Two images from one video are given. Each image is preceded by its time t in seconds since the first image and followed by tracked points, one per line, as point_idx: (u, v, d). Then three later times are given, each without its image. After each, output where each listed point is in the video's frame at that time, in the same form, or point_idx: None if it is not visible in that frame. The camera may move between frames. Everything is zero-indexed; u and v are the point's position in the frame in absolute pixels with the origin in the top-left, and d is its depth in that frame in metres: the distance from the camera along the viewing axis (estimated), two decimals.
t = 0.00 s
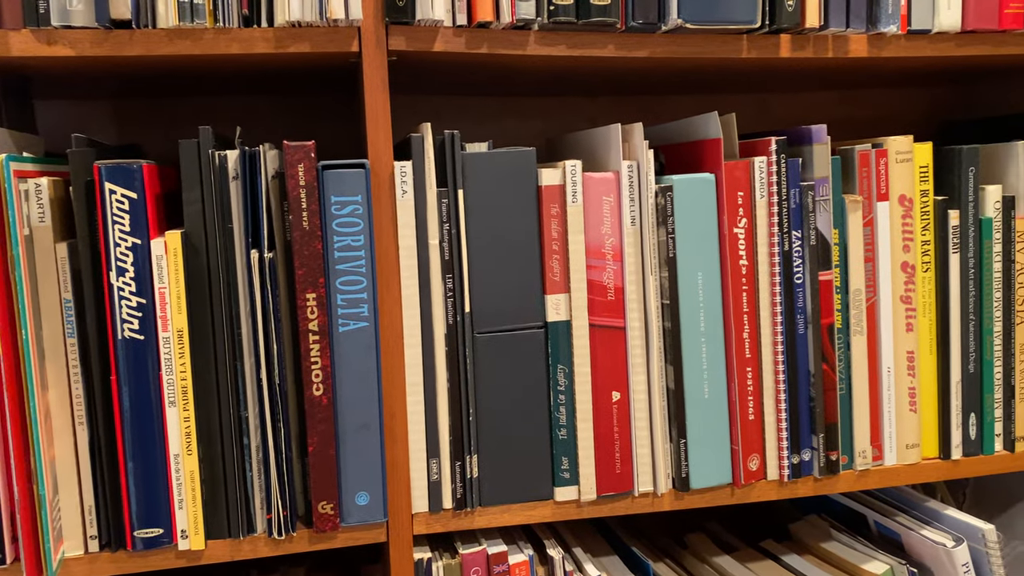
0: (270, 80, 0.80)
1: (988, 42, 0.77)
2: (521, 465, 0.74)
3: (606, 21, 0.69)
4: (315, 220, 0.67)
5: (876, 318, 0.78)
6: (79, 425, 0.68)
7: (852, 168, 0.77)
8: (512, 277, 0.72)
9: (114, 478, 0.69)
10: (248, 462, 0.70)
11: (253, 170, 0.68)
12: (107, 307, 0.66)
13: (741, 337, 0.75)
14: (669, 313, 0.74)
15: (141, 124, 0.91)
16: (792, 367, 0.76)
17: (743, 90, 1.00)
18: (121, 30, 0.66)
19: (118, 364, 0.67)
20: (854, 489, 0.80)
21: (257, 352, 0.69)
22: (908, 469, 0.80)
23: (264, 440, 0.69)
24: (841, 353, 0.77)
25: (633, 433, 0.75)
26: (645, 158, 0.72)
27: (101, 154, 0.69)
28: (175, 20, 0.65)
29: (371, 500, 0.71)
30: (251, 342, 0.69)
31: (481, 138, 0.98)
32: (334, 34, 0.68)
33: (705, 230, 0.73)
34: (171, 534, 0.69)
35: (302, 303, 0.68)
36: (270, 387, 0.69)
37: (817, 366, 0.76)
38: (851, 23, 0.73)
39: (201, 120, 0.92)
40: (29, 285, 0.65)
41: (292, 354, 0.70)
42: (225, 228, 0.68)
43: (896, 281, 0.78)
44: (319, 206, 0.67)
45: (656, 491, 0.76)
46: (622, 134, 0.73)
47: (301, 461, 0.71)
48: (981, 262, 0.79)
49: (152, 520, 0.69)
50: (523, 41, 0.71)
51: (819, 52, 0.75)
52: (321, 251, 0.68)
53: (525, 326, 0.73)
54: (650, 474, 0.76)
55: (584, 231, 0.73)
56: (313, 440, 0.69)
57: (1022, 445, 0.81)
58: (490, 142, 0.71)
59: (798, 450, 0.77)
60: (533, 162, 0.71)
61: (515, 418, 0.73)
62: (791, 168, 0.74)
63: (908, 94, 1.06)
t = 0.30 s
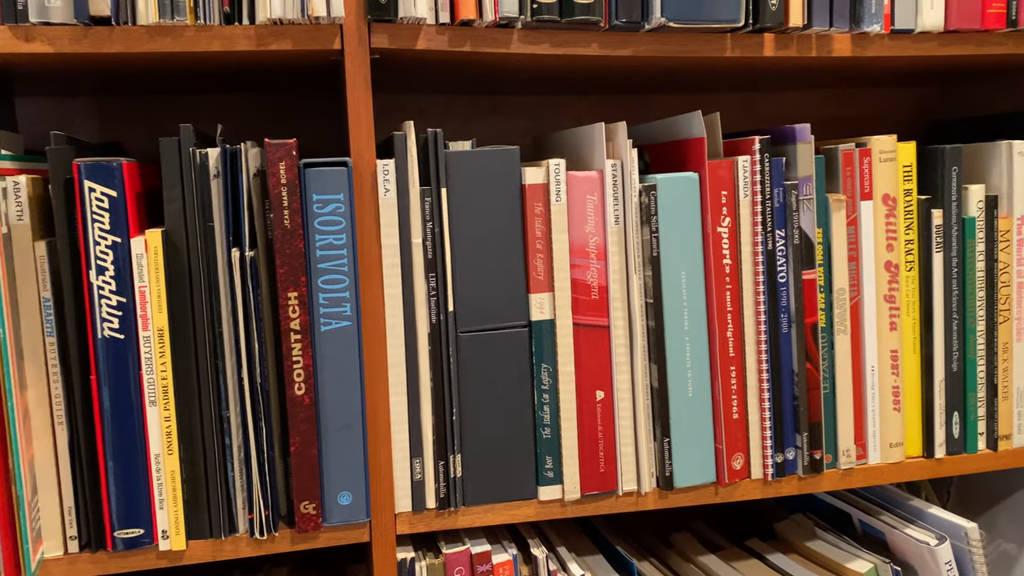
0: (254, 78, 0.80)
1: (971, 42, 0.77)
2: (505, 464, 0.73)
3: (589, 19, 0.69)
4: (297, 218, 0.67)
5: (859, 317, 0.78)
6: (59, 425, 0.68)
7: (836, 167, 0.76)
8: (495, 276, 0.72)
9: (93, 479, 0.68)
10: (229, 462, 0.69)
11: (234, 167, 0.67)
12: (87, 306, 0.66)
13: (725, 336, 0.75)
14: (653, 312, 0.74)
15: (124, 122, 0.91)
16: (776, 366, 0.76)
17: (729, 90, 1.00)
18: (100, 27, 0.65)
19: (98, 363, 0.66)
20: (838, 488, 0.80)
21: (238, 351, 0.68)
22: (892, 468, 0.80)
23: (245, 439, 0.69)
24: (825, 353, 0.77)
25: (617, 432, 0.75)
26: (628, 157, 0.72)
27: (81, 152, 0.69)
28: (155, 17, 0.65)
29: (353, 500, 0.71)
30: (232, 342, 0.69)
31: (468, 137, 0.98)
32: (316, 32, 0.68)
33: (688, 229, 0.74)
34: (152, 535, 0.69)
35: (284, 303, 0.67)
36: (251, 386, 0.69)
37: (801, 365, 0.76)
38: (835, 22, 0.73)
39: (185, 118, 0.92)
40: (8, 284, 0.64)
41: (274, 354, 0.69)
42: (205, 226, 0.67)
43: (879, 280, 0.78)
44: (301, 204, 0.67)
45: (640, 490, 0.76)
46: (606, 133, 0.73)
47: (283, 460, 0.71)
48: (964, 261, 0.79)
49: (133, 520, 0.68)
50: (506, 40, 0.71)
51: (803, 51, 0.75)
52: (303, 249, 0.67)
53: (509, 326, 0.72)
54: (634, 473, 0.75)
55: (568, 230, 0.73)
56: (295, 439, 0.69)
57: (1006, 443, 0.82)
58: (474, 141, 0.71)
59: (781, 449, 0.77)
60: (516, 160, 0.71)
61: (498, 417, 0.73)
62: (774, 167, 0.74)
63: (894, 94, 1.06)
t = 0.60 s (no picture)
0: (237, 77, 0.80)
1: (953, 44, 0.78)
2: (488, 466, 0.73)
3: (572, 20, 0.69)
4: (278, 218, 0.66)
5: (842, 318, 0.78)
6: (39, 427, 0.67)
7: (818, 168, 0.77)
8: (478, 277, 0.72)
9: (74, 481, 0.68)
10: (211, 463, 0.69)
11: (215, 168, 0.67)
12: (67, 308, 0.66)
13: (708, 337, 0.75)
14: (636, 313, 0.74)
15: (107, 123, 0.91)
16: (759, 367, 0.76)
17: (715, 90, 1.00)
18: (80, 26, 0.65)
19: (78, 365, 0.66)
20: (821, 488, 0.80)
21: (219, 353, 0.68)
22: (875, 468, 0.80)
23: (227, 441, 0.69)
24: (808, 354, 0.77)
25: (600, 432, 0.75)
26: (612, 158, 0.72)
27: (61, 151, 0.68)
28: (136, 16, 0.64)
29: (336, 501, 0.71)
30: (214, 343, 0.68)
31: (454, 138, 0.98)
32: (298, 32, 0.68)
33: (671, 230, 0.74)
34: (133, 537, 0.68)
35: (266, 303, 0.67)
36: (232, 388, 0.68)
37: (784, 366, 0.77)
38: (817, 24, 0.74)
39: (168, 118, 0.92)
40: None
41: (256, 355, 0.69)
42: (186, 227, 0.67)
43: (862, 280, 0.78)
44: (282, 204, 0.67)
45: (623, 491, 0.76)
46: (589, 134, 0.73)
47: (266, 462, 0.70)
48: (946, 262, 0.79)
49: (114, 523, 0.68)
50: (489, 40, 0.70)
51: (786, 53, 0.75)
52: (285, 250, 0.67)
53: (492, 327, 0.72)
54: (618, 474, 0.76)
55: (551, 231, 0.73)
56: (278, 441, 0.68)
57: (988, 443, 0.82)
58: (457, 141, 0.71)
59: (765, 449, 0.77)
60: (499, 161, 0.71)
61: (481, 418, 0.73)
62: (757, 169, 0.74)
63: (879, 95, 1.07)
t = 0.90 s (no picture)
0: (219, 78, 0.79)
1: (934, 45, 0.78)
2: (471, 467, 0.73)
3: (554, 22, 0.69)
4: (259, 220, 0.67)
5: (824, 318, 0.78)
6: (18, 430, 0.67)
7: (800, 170, 0.77)
8: (461, 278, 0.71)
9: (54, 483, 0.68)
10: (192, 465, 0.69)
11: (195, 169, 0.67)
12: (46, 310, 0.66)
13: (690, 338, 0.75)
14: (619, 313, 0.75)
15: (89, 123, 0.90)
16: (741, 368, 0.77)
17: (699, 92, 1.00)
18: (59, 27, 0.64)
19: (58, 366, 0.66)
20: (804, 488, 0.81)
21: (200, 354, 0.68)
22: (857, 468, 0.81)
23: (208, 443, 0.69)
24: (790, 354, 0.78)
25: (583, 432, 0.75)
26: (594, 160, 0.72)
27: (40, 152, 0.68)
28: (115, 17, 0.64)
29: (318, 504, 0.70)
30: (194, 345, 0.68)
31: (439, 138, 0.98)
32: (279, 33, 0.68)
33: (653, 231, 0.74)
34: (113, 539, 0.68)
35: (247, 305, 0.67)
36: (214, 390, 0.68)
37: (766, 366, 0.77)
38: (799, 26, 0.74)
39: (150, 118, 0.91)
40: None
41: (237, 356, 0.69)
42: (167, 228, 0.67)
43: (844, 281, 0.78)
44: (263, 206, 0.67)
45: (606, 492, 0.76)
46: (571, 135, 0.73)
47: (248, 463, 0.70)
48: (928, 262, 0.80)
49: (94, 525, 0.68)
50: (471, 42, 0.70)
51: (768, 55, 0.75)
52: (266, 252, 0.67)
53: (475, 328, 0.72)
54: (600, 475, 0.76)
55: (534, 233, 0.73)
56: (259, 443, 0.69)
57: (969, 443, 0.83)
58: (439, 143, 0.71)
59: (747, 450, 0.77)
60: (482, 162, 0.71)
61: (464, 419, 0.73)
62: (739, 171, 0.75)
63: (862, 96, 1.07)
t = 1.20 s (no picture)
0: (199, 73, 0.79)
1: (915, 42, 0.78)
2: (453, 465, 0.73)
3: (536, 17, 0.69)
4: (238, 215, 0.66)
5: (806, 314, 0.78)
6: None
7: (782, 166, 0.77)
8: (442, 274, 0.71)
9: (30, 482, 0.67)
10: (171, 463, 0.68)
11: (174, 164, 0.66)
12: (22, 307, 0.65)
13: (673, 334, 0.75)
14: (602, 310, 0.74)
15: (69, 119, 0.90)
16: (723, 364, 0.77)
17: (683, 89, 1.01)
18: (34, 20, 0.64)
19: (34, 363, 0.65)
20: (787, 484, 0.81)
21: (179, 351, 0.68)
22: (840, 464, 0.81)
23: (187, 440, 0.68)
24: (772, 351, 0.78)
25: (566, 429, 0.75)
26: (576, 156, 0.72)
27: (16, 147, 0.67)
28: (91, 10, 0.63)
29: (299, 501, 0.70)
30: (173, 341, 0.68)
31: (423, 135, 0.97)
32: (258, 27, 0.67)
33: (636, 227, 0.74)
34: (90, 538, 0.68)
35: (226, 300, 0.67)
36: (193, 387, 0.68)
37: (749, 362, 0.77)
38: (780, 22, 0.74)
39: (131, 114, 0.91)
40: None
41: (217, 353, 0.69)
42: (145, 223, 0.67)
43: (826, 277, 0.78)
44: (243, 201, 0.66)
45: (588, 488, 0.76)
46: (553, 131, 0.73)
47: (227, 460, 0.70)
48: (910, 258, 0.80)
49: (71, 524, 0.67)
50: (453, 36, 0.70)
51: (750, 50, 0.75)
52: (245, 248, 0.67)
53: (457, 324, 0.72)
54: (583, 471, 0.76)
55: (516, 228, 0.72)
56: (238, 440, 0.68)
57: (951, 438, 0.83)
58: (420, 138, 0.70)
59: (729, 445, 0.78)
60: (464, 158, 0.70)
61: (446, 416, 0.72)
62: (721, 166, 0.75)
63: (846, 93, 1.08)
